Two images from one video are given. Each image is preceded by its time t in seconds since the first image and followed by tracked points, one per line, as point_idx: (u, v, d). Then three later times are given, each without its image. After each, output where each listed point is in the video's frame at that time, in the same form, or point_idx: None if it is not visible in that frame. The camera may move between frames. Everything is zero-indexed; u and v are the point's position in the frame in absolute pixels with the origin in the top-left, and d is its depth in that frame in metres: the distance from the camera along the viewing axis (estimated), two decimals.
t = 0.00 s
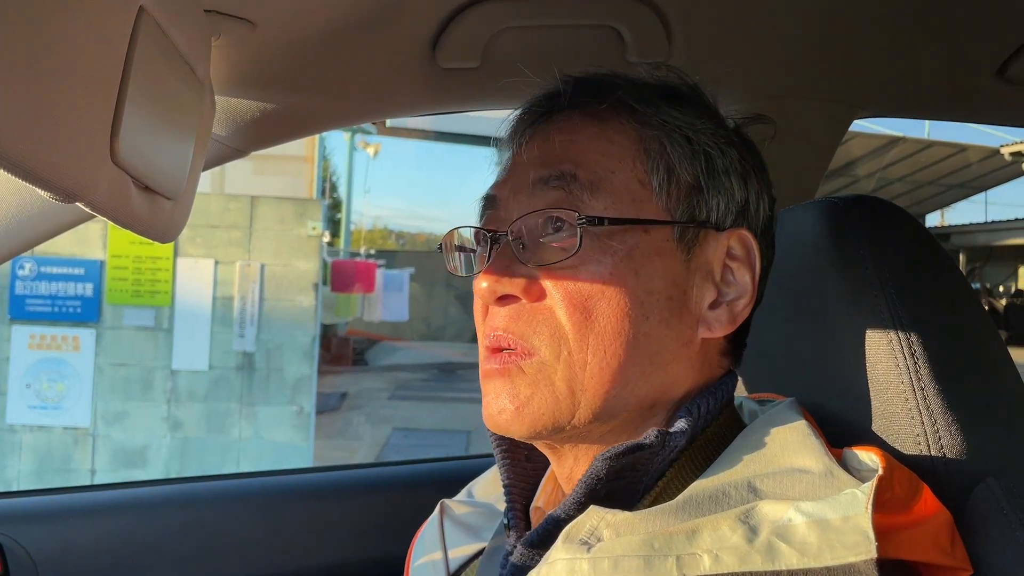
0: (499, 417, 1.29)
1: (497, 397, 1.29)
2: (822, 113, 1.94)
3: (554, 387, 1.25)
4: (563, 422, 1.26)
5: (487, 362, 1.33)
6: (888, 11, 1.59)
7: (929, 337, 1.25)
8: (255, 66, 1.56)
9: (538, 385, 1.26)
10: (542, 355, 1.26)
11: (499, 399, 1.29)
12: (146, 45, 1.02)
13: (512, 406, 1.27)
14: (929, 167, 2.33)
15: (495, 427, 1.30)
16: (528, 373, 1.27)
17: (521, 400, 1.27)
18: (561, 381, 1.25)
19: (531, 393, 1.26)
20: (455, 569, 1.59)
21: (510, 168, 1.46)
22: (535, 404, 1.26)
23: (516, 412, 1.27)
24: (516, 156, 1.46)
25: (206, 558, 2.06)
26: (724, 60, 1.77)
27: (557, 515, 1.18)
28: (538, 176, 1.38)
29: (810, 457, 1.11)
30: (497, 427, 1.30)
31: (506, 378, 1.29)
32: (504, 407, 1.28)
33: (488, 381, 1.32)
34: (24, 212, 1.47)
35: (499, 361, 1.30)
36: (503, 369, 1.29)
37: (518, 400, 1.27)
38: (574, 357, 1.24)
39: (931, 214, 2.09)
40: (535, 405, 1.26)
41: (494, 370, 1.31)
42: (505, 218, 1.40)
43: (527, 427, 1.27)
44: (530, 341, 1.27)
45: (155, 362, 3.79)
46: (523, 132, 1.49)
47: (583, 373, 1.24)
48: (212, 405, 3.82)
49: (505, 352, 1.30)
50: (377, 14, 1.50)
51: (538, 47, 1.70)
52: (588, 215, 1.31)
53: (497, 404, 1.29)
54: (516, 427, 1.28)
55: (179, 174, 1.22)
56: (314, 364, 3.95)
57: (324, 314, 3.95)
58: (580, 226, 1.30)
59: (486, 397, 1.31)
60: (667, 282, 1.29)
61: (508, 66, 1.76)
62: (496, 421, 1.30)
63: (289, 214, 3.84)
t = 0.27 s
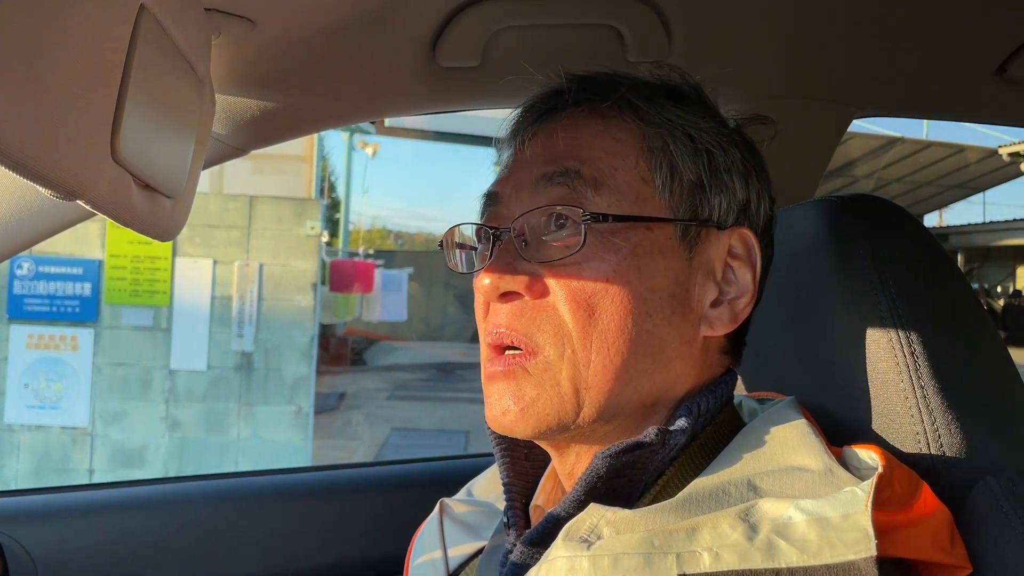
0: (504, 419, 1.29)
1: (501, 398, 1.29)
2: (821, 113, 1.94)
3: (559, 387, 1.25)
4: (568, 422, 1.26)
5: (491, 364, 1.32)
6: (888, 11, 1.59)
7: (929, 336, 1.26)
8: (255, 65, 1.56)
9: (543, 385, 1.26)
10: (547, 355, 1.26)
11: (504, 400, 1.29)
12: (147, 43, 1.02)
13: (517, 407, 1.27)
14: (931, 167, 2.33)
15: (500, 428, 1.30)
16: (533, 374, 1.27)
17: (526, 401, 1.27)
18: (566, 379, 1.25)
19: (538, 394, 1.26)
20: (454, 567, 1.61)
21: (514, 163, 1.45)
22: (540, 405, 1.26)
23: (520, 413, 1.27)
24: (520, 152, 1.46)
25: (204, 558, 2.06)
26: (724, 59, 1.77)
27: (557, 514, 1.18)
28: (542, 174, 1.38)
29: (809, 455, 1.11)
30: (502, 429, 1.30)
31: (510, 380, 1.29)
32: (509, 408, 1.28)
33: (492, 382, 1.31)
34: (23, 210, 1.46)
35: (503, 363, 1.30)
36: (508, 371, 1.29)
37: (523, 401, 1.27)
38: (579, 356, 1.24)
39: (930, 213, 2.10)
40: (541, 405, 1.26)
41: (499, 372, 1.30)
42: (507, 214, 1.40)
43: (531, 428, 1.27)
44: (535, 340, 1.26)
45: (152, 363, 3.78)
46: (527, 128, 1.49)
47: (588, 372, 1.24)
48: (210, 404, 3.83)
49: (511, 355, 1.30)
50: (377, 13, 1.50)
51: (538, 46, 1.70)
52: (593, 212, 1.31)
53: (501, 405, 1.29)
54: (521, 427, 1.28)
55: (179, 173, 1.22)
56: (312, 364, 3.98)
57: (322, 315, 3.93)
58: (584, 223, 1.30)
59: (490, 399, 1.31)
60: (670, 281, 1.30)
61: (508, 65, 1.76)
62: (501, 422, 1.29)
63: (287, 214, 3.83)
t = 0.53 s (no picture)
0: (501, 446, 1.29)
1: (496, 428, 1.29)
2: (819, 114, 1.94)
3: (553, 408, 1.25)
4: (562, 440, 1.26)
5: (481, 392, 1.31)
6: (886, 12, 1.59)
7: (928, 337, 1.25)
8: (253, 65, 1.56)
9: (537, 410, 1.26)
10: (541, 379, 1.26)
11: (499, 428, 1.29)
12: (146, 43, 1.02)
13: (511, 433, 1.28)
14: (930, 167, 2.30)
15: (496, 453, 1.31)
16: (527, 401, 1.27)
17: (520, 428, 1.27)
18: (560, 400, 1.25)
19: (532, 420, 1.26)
20: (452, 569, 1.59)
21: (485, 184, 1.43)
22: (535, 430, 1.26)
23: (515, 439, 1.27)
24: (490, 172, 1.43)
25: (202, 558, 2.06)
26: (722, 59, 1.77)
27: (556, 519, 1.18)
28: (516, 196, 1.36)
29: (808, 456, 1.11)
30: (498, 454, 1.30)
31: (504, 409, 1.28)
32: (503, 435, 1.28)
33: (487, 413, 1.30)
34: (22, 209, 1.46)
35: (497, 389, 1.29)
36: (503, 397, 1.28)
37: (516, 427, 1.27)
38: (570, 378, 1.24)
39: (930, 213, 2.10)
40: (535, 429, 1.26)
41: (493, 401, 1.29)
42: (484, 240, 1.37)
43: (528, 451, 1.27)
44: (527, 366, 1.26)
45: (151, 362, 3.78)
46: (495, 146, 1.46)
47: (582, 392, 1.24)
48: (209, 404, 3.83)
49: (502, 383, 1.29)
50: (375, 13, 1.49)
51: (537, 47, 1.70)
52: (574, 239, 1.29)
53: (496, 434, 1.29)
54: (518, 451, 1.28)
55: (178, 173, 1.22)
56: (311, 363, 3.96)
57: (321, 315, 3.94)
58: (565, 251, 1.28)
59: (485, 428, 1.30)
60: (656, 293, 1.30)
61: (506, 65, 1.76)
62: (497, 448, 1.30)
63: (286, 214, 3.81)
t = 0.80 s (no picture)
0: (519, 415, 1.27)
1: (518, 394, 1.27)
2: (818, 115, 1.94)
3: (579, 388, 1.23)
4: (582, 421, 1.25)
5: (506, 357, 1.30)
6: (885, 13, 1.59)
7: (927, 339, 1.25)
8: (251, 66, 1.55)
9: (563, 385, 1.24)
10: (568, 354, 1.24)
11: (521, 397, 1.27)
12: (142, 45, 1.02)
13: (533, 403, 1.26)
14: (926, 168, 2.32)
15: (512, 424, 1.29)
16: (552, 371, 1.25)
17: (543, 399, 1.25)
18: (588, 381, 1.23)
19: (555, 392, 1.25)
20: (452, 570, 1.59)
21: (540, 158, 1.42)
22: (558, 404, 1.24)
23: (536, 409, 1.26)
24: (546, 147, 1.43)
25: (200, 559, 2.05)
26: (721, 60, 1.77)
27: (558, 517, 1.18)
28: (576, 174, 1.35)
29: (808, 458, 1.11)
30: (515, 425, 1.28)
31: (530, 376, 1.27)
32: (524, 405, 1.27)
33: (510, 376, 1.29)
34: (19, 210, 1.45)
35: (523, 358, 1.27)
36: (528, 366, 1.27)
37: (541, 398, 1.25)
38: (602, 361, 1.23)
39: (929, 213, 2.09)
40: (558, 405, 1.24)
41: (518, 366, 1.28)
42: (535, 211, 1.37)
43: (547, 426, 1.25)
44: (558, 340, 1.25)
45: (149, 362, 3.77)
46: (554, 124, 1.46)
47: (610, 376, 1.23)
48: (206, 404, 3.78)
49: (528, 352, 1.28)
50: (374, 14, 1.49)
51: (536, 48, 1.70)
52: (636, 220, 1.29)
53: (517, 400, 1.27)
54: (537, 425, 1.26)
55: (175, 174, 1.22)
56: (309, 364, 3.96)
57: (320, 315, 3.96)
58: (624, 231, 1.28)
59: (507, 391, 1.29)
60: (696, 292, 1.30)
61: (506, 66, 1.76)
62: (516, 416, 1.28)
63: (283, 214, 3.83)
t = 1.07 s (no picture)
0: (525, 420, 1.24)
1: (522, 398, 1.25)
2: (815, 115, 1.94)
3: (589, 388, 1.22)
4: (591, 421, 1.23)
5: (508, 362, 1.28)
6: (881, 14, 1.60)
7: (923, 339, 1.25)
8: (248, 65, 1.55)
9: (573, 386, 1.22)
10: (579, 354, 1.22)
11: (526, 400, 1.24)
12: (140, 44, 1.02)
13: (540, 407, 1.23)
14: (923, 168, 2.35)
15: (516, 429, 1.26)
16: (562, 372, 1.23)
17: (552, 400, 1.23)
18: (598, 381, 1.22)
19: (565, 394, 1.22)
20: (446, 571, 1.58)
21: (542, 155, 1.41)
22: (568, 406, 1.22)
23: (545, 412, 1.23)
24: (548, 143, 1.41)
25: (196, 560, 2.05)
26: (719, 60, 1.77)
27: (550, 518, 1.18)
28: (582, 173, 1.34)
29: (802, 459, 1.11)
30: (520, 429, 1.25)
31: (537, 377, 1.24)
32: (531, 408, 1.24)
33: (514, 379, 1.27)
34: (14, 209, 1.45)
35: (529, 362, 1.26)
36: (536, 369, 1.24)
37: (547, 399, 1.23)
38: (614, 360, 1.22)
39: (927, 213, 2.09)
40: (568, 406, 1.22)
41: (523, 370, 1.26)
42: (540, 210, 1.35)
43: (555, 427, 1.23)
44: (569, 340, 1.23)
45: (147, 362, 3.76)
46: (556, 120, 1.45)
47: (620, 376, 1.22)
48: (204, 403, 3.79)
49: (533, 352, 1.26)
50: (371, 13, 1.49)
51: (533, 47, 1.69)
52: (651, 219, 1.29)
53: (521, 404, 1.25)
54: (545, 427, 1.23)
55: (172, 173, 1.21)
56: (306, 363, 3.95)
57: (317, 314, 3.92)
58: (637, 230, 1.28)
59: (509, 396, 1.27)
60: (700, 292, 1.31)
61: (503, 65, 1.76)
62: (521, 419, 1.25)
63: (281, 213, 3.84)
